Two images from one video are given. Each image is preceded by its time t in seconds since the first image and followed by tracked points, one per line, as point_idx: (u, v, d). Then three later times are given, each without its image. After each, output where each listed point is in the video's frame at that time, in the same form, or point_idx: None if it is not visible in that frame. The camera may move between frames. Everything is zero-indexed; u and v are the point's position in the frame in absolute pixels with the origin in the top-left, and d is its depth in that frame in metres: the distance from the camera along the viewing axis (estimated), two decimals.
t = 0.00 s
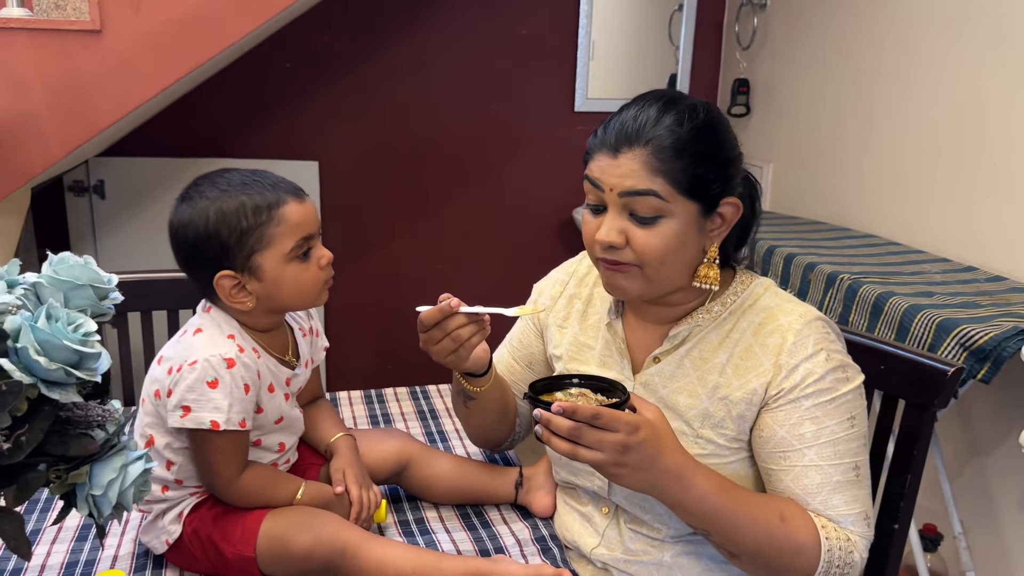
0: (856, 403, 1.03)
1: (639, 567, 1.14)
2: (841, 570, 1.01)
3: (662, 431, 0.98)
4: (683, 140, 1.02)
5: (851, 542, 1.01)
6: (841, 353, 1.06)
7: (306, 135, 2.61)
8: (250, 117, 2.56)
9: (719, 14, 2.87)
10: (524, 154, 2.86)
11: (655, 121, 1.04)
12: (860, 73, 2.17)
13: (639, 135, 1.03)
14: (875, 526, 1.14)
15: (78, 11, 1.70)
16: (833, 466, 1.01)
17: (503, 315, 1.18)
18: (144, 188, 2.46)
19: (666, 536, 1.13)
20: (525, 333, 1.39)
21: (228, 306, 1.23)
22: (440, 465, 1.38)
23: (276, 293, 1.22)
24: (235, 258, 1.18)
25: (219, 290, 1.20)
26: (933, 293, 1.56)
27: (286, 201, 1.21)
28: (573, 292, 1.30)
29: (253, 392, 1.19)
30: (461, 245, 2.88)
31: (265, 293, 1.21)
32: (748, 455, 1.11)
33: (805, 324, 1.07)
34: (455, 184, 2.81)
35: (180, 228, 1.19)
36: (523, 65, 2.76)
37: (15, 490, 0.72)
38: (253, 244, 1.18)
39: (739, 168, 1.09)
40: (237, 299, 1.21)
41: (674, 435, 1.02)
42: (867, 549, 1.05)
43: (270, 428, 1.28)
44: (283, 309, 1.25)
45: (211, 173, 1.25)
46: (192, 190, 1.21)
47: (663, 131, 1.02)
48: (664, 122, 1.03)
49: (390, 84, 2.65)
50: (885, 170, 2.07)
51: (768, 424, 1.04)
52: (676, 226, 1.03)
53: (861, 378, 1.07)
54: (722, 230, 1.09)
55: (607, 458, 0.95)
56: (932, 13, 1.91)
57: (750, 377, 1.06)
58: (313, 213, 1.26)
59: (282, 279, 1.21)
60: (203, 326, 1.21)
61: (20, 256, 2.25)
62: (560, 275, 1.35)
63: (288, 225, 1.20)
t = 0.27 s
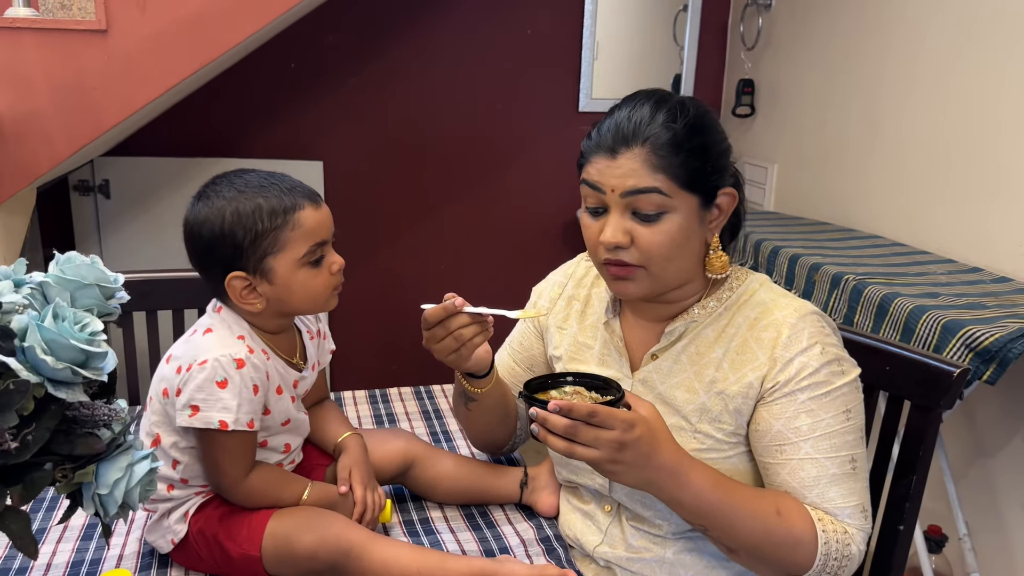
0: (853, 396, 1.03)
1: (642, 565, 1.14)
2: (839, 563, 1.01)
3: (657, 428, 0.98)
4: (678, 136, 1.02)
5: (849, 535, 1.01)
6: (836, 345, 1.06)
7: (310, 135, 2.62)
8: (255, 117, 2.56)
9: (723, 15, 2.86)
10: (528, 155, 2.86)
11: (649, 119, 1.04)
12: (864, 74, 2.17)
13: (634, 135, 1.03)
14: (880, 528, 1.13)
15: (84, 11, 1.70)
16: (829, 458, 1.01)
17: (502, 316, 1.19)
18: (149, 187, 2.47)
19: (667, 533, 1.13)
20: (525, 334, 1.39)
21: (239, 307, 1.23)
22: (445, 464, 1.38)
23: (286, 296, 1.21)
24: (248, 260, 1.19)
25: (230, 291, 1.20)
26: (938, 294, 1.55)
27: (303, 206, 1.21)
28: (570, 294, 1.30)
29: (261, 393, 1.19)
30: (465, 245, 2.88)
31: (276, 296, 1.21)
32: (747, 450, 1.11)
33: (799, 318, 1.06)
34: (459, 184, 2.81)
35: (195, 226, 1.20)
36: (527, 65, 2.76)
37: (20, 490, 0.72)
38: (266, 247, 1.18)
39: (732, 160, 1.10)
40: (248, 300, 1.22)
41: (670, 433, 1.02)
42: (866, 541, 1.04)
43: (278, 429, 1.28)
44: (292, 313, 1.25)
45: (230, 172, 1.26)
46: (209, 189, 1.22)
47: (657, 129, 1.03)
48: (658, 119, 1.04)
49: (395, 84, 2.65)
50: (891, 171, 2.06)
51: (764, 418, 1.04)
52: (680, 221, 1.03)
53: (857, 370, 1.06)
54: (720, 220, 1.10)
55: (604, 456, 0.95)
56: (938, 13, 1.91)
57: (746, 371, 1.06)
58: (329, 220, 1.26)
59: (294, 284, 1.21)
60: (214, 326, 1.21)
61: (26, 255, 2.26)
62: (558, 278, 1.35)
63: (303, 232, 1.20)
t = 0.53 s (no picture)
0: (849, 392, 1.02)
1: (642, 562, 1.13)
2: (834, 559, 1.00)
3: (651, 433, 0.98)
4: (669, 141, 1.02)
5: (842, 531, 1.00)
6: (832, 342, 1.05)
7: (313, 134, 2.62)
8: (257, 116, 2.57)
9: (726, 14, 2.86)
10: (530, 153, 2.86)
11: (642, 123, 1.04)
12: (868, 72, 2.16)
13: (626, 139, 1.03)
14: (883, 526, 1.13)
15: (87, 10, 1.70)
16: (823, 455, 1.00)
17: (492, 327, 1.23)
18: (151, 186, 2.47)
19: (666, 530, 1.12)
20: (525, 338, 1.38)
21: (240, 306, 1.23)
22: (446, 463, 1.38)
23: (287, 296, 1.22)
24: (249, 259, 1.19)
25: (231, 290, 1.20)
26: (941, 293, 1.55)
27: (304, 205, 1.21)
28: (569, 294, 1.29)
29: (263, 392, 1.19)
30: (467, 244, 2.88)
31: (277, 295, 1.21)
32: (744, 445, 1.11)
33: (796, 314, 1.06)
34: (461, 183, 2.81)
35: (197, 225, 1.20)
36: (530, 64, 2.75)
37: (23, 487, 0.72)
38: (267, 246, 1.18)
39: (727, 161, 1.09)
40: (249, 299, 1.22)
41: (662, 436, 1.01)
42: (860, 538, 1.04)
43: (279, 428, 1.28)
44: (293, 312, 1.25)
45: (233, 171, 1.27)
46: (210, 188, 1.22)
47: (649, 134, 1.02)
48: (651, 123, 1.03)
49: (397, 83, 2.65)
50: (893, 171, 2.06)
51: (759, 413, 1.04)
52: (668, 226, 1.03)
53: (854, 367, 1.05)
54: (713, 223, 1.09)
55: (599, 461, 0.96)
56: (941, 12, 1.90)
57: (742, 367, 1.06)
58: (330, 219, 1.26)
59: (296, 282, 1.21)
60: (216, 324, 1.21)
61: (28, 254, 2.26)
62: (558, 278, 1.35)
63: (304, 230, 1.20)
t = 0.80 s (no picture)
0: (849, 394, 1.02)
1: (642, 560, 1.13)
2: (832, 561, 1.01)
3: (650, 448, 0.97)
4: (671, 140, 1.01)
5: (840, 533, 1.01)
6: (832, 343, 1.05)
7: (314, 132, 2.62)
8: (259, 114, 2.57)
9: (727, 13, 2.86)
10: (532, 152, 2.86)
11: (643, 122, 1.03)
12: (869, 71, 2.16)
13: (628, 138, 1.02)
14: (883, 525, 1.13)
15: (88, 9, 1.70)
16: (822, 457, 1.00)
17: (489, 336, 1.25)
18: (153, 185, 2.47)
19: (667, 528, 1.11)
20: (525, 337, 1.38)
21: (236, 305, 1.23)
22: (446, 461, 1.38)
23: (282, 295, 1.22)
24: (244, 258, 1.19)
25: (227, 289, 1.21)
26: (942, 292, 1.55)
27: (299, 204, 1.21)
28: (569, 293, 1.29)
29: (261, 390, 1.19)
30: (468, 242, 2.88)
31: (272, 295, 1.22)
32: (742, 446, 1.11)
33: (795, 316, 1.06)
34: (462, 182, 2.81)
35: (193, 224, 1.20)
36: (531, 62, 2.75)
37: (23, 484, 0.72)
38: (262, 246, 1.18)
39: (727, 159, 1.08)
40: (244, 298, 1.22)
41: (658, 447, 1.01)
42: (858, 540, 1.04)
43: (278, 426, 1.28)
44: (289, 311, 1.25)
45: (229, 170, 1.27)
46: (207, 187, 1.22)
47: (651, 134, 1.02)
48: (653, 122, 1.03)
49: (398, 82, 2.65)
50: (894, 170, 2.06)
51: (758, 414, 1.04)
52: (673, 225, 1.02)
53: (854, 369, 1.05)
54: (714, 222, 1.09)
55: (602, 478, 0.93)
56: (942, 11, 1.90)
57: (741, 368, 1.06)
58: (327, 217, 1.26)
59: (290, 281, 1.21)
60: (214, 323, 1.21)
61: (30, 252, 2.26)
62: (558, 278, 1.35)
63: (299, 229, 1.20)
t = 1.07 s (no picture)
0: (855, 403, 1.02)
1: (643, 561, 1.12)
2: (835, 570, 1.01)
3: (651, 472, 0.96)
4: (675, 140, 1.00)
5: (842, 541, 1.01)
6: (840, 351, 1.05)
7: (315, 132, 2.62)
8: (260, 113, 2.57)
9: (728, 11, 2.85)
10: (532, 151, 2.86)
11: (649, 120, 1.03)
12: (870, 69, 2.16)
13: (632, 136, 1.02)
14: (884, 523, 1.13)
15: (89, 7, 1.70)
16: (826, 465, 1.00)
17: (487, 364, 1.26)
18: (154, 184, 2.47)
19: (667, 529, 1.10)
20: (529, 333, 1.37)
21: (237, 301, 1.23)
22: (447, 460, 1.38)
23: (282, 294, 1.22)
24: (245, 255, 1.19)
25: (228, 285, 1.21)
26: (943, 290, 1.55)
27: (303, 203, 1.21)
28: (574, 292, 1.29)
29: (265, 388, 1.19)
30: (469, 241, 2.88)
31: (273, 293, 1.22)
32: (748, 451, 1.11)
33: (804, 322, 1.05)
34: (463, 181, 2.81)
35: (197, 219, 1.21)
36: (532, 61, 2.75)
37: (25, 484, 0.72)
38: (263, 244, 1.18)
39: (736, 164, 1.07)
40: (245, 295, 1.22)
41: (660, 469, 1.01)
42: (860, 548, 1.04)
43: (281, 424, 1.28)
44: (289, 310, 1.25)
45: (238, 166, 1.27)
46: (213, 182, 1.23)
47: (655, 133, 1.01)
48: (659, 120, 1.02)
49: (399, 81, 2.65)
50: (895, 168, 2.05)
51: (764, 420, 1.04)
52: (669, 228, 1.02)
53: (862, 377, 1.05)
54: (718, 228, 1.07)
55: (604, 508, 0.93)
56: (943, 8, 1.90)
57: (747, 374, 1.06)
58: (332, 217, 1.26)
59: (291, 280, 1.20)
60: (218, 321, 1.21)
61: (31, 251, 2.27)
62: (562, 276, 1.34)
63: (302, 229, 1.20)
